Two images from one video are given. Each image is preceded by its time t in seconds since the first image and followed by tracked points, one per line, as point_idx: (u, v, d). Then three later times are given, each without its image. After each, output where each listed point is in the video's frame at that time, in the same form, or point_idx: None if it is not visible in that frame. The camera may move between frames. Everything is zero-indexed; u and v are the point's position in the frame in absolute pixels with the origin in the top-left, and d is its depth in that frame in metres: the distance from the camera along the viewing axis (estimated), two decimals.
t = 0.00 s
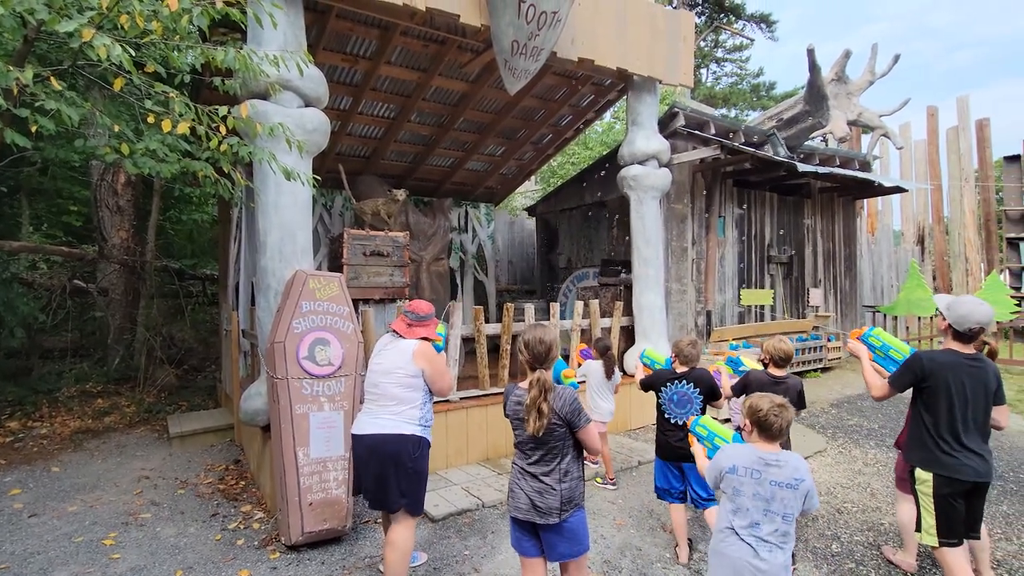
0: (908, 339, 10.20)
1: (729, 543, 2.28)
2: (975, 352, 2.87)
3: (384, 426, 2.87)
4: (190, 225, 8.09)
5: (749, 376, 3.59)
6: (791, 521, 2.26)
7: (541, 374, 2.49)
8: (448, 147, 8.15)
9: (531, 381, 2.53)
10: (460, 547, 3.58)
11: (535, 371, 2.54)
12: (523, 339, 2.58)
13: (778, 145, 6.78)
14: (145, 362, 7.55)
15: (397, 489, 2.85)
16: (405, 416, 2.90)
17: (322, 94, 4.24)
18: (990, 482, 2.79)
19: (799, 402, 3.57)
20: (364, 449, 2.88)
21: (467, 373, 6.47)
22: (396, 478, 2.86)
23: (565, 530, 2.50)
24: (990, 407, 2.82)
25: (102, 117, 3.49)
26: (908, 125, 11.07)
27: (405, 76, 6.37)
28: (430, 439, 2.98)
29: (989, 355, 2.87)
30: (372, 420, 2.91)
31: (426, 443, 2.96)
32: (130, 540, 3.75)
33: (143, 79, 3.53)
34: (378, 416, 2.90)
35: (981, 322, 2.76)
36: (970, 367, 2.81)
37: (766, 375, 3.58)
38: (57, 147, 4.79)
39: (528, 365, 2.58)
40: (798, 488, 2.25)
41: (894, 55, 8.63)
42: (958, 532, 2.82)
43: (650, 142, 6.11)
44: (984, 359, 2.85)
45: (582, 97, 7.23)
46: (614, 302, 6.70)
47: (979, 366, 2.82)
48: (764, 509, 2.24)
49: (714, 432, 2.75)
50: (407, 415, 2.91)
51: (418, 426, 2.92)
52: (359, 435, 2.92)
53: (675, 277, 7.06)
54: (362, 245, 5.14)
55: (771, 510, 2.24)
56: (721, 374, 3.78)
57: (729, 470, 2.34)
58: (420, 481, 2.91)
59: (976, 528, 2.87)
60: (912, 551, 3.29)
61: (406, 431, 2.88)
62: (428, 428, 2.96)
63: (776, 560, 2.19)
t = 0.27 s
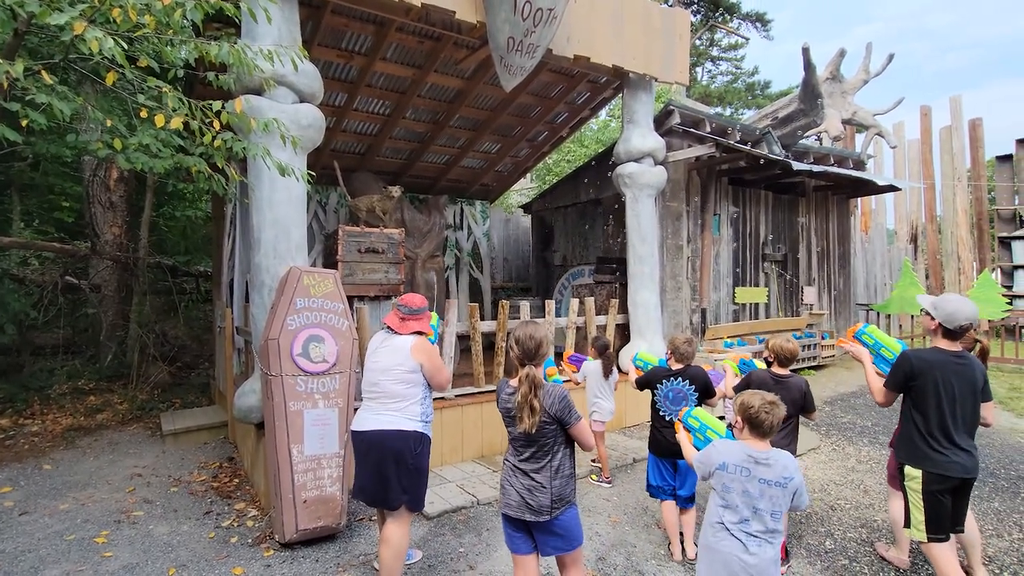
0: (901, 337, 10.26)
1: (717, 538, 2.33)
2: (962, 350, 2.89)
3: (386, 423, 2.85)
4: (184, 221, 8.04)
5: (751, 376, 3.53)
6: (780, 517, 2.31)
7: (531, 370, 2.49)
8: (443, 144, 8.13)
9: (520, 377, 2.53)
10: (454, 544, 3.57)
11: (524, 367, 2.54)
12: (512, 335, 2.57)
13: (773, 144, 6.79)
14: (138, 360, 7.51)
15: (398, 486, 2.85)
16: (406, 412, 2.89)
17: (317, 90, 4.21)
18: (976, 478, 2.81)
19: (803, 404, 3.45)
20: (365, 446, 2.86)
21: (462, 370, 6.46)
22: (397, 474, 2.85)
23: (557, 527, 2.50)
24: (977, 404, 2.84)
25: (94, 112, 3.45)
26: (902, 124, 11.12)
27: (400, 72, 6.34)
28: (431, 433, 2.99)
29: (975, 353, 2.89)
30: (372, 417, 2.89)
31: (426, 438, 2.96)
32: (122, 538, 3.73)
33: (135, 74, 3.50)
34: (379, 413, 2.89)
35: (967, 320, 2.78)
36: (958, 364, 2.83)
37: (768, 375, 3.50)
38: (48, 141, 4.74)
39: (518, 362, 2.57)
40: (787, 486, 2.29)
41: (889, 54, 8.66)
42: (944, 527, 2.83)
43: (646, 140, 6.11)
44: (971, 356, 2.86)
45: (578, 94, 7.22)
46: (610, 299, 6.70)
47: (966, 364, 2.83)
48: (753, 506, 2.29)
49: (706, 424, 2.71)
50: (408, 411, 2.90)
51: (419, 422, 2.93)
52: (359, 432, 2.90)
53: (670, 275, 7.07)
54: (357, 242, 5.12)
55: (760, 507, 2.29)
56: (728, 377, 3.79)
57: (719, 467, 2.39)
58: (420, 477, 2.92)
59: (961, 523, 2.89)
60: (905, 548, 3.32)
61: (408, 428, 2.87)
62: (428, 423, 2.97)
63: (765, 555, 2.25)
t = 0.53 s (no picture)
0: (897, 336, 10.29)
1: (692, 530, 2.39)
2: (951, 348, 2.91)
3: (386, 420, 2.85)
4: (180, 218, 8.01)
5: (749, 374, 3.52)
6: (750, 509, 2.36)
7: (523, 366, 2.49)
8: (441, 141, 8.12)
9: (513, 373, 2.54)
10: (452, 542, 3.57)
11: (517, 363, 2.53)
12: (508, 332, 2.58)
13: (771, 143, 6.79)
14: (134, 357, 7.48)
15: (398, 483, 2.84)
16: (406, 409, 2.88)
17: (315, 86, 4.20)
18: (966, 476, 2.80)
19: (800, 406, 3.38)
20: (365, 443, 2.85)
21: (460, 368, 6.45)
22: (398, 471, 2.85)
23: (556, 526, 2.50)
24: (966, 402, 2.85)
25: (91, 108, 3.43)
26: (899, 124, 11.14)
27: (398, 69, 6.32)
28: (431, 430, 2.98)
29: (965, 351, 2.91)
30: (373, 414, 2.88)
31: (427, 436, 2.95)
32: (119, 536, 3.71)
33: (132, 69, 3.48)
34: (380, 409, 2.88)
35: (952, 318, 2.81)
36: (947, 361, 2.85)
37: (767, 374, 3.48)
38: (44, 137, 4.71)
39: (513, 358, 2.57)
40: (753, 480, 2.35)
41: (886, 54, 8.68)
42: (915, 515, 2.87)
43: (644, 138, 6.10)
44: (960, 354, 2.89)
45: (577, 92, 7.21)
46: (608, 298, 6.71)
47: (956, 361, 2.85)
48: (722, 499, 2.35)
49: (684, 421, 2.81)
50: (408, 408, 2.89)
51: (419, 419, 2.92)
52: (359, 430, 2.89)
53: (668, 274, 7.07)
54: (355, 239, 5.10)
55: (728, 500, 2.34)
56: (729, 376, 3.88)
57: (689, 462, 2.46)
58: (420, 474, 2.92)
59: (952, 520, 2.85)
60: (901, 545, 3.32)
61: (408, 425, 2.86)
62: (428, 421, 2.96)
63: (737, 543, 2.30)
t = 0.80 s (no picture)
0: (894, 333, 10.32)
1: (662, 511, 2.54)
2: (933, 343, 2.91)
3: (380, 413, 2.84)
4: (177, 213, 7.97)
5: (737, 370, 3.52)
6: (714, 488, 2.52)
7: (522, 361, 2.48)
8: (439, 137, 8.09)
9: (511, 368, 2.52)
10: (449, 538, 3.57)
11: (515, 358, 2.52)
12: (511, 327, 2.59)
13: (770, 139, 6.80)
14: (130, 352, 7.45)
15: (387, 478, 2.82)
16: (401, 405, 2.88)
17: (312, 81, 4.17)
18: (944, 471, 2.80)
19: (786, 403, 3.40)
20: (357, 433, 2.85)
21: (457, 364, 6.44)
22: (387, 466, 2.83)
23: (553, 523, 2.50)
24: (947, 398, 2.83)
25: (86, 101, 3.41)
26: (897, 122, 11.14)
27: (397, 64, 6.29)
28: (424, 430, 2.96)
29: (947, 347, 2.90)
30: (367, 406, 2.88)
31: (419, 434, 2.93)
32: (114, 532, 3.70)
33: (127, 62, 3.45)
34: (374, 402, 2.87)
35: (935, 314, 2.81)
36: (928, 357, 2.85)
37: (754, 371, 3.49)
38: (39, 130, 4.67)
39: (511, 354, 2.56)
40: (715, 462, 2.49)
41: (885, 51, 8.67)
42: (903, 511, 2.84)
43: (643, 135, 6.09)
44: (942, 350, 2.88)
45: (575, 88, 7.19)
46: (605, 294, 6.70)
47: (937, 357, 2.85)
48: (686, 480, 2.51)
49: (656, 411, 3.15)
50: (404, 404, 2.89)
51: (413, 416, 2.90)
52: (352, 420, 2.89)
53: (666, 270, 7.07)
54: (352, 234, 5.08)
55: (691, 481, 2.50)
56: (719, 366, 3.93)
57: (656, 446, 2.63)
58: (411, 472, 2.88)
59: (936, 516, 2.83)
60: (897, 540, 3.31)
61: (402, 421, 2.86)
62: (422, 419, 2.94)
63: (703, 521, 2.46)
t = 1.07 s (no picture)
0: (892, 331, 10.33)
1: (651, 499, 2.62)
2: (915, 340, 2.93)
3: (380, 408, 2.83)
4: (176, 208, 7.95)
5: (718, 365, 3.59)
6: (701, 478, 2.60)
7: (523, 357, 2.46)
8: (439, 133, 8.07)
9: (512, 364, 2.52)
10: (449, 534, 3.57)
11: (517, 354, 2.51)
12: (512, 324, 2.56)
13: (770, 136, 6.67)
14: (128, 348, 7.44)
15: (386, 472, 2.82)
16: (401, 401, 2.86)
17: (312, 75, 4.15)
18: (925, 467, 2.82)
19: (766, 398, 3.44)
20: (356, 428, 2.83)
21: (457, 360, 6.44)
22: (387, 462, 2.82)
23: (552, 520, 2.49)
24: (929, 394, 2.85)
25: (84, 94, 3.39)
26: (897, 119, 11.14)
27: (396, 59, 6.27)
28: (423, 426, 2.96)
29: (929, 343, 2.92)
30: (367, 401, 2.86)
31: (418, 430, 2.93)
32: (113, 527, 3.70)
33: (126, 55, 3.43)
34: (375, 397, 2.86)
35: (915, 311, 2.86)
36: (910, 354, 2.87)
37: (735, 366, 3.54)
38: (36, 124, 4.65)
39: (512, 349, 2.55)
40: (703, 453, 2.57)
41: (886, 48, 8.64)
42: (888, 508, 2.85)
43: (643, 131, 6.07)
44: (924, 347, 2.90)
45: (575, 84, 7.17)
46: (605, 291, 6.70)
47: (918, 353, 2.86)
48: (675, 471, 2.59)
49: (646, 404, 3.27)
50: (404, 400, 2.87)
51: (413, 412, 2.90)
52: (352, 415, 2.87)
53: (666, 267, 7.07)
54: (351, 230, 5.07)
55: (680, 471, 2.59)
56: (706, 361, 4.10)
57: (646, 438, 2.68)
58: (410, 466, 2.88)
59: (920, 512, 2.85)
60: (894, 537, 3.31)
61: (402, 416, 2.84)
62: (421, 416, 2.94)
63: (691, 508, 2.56)
